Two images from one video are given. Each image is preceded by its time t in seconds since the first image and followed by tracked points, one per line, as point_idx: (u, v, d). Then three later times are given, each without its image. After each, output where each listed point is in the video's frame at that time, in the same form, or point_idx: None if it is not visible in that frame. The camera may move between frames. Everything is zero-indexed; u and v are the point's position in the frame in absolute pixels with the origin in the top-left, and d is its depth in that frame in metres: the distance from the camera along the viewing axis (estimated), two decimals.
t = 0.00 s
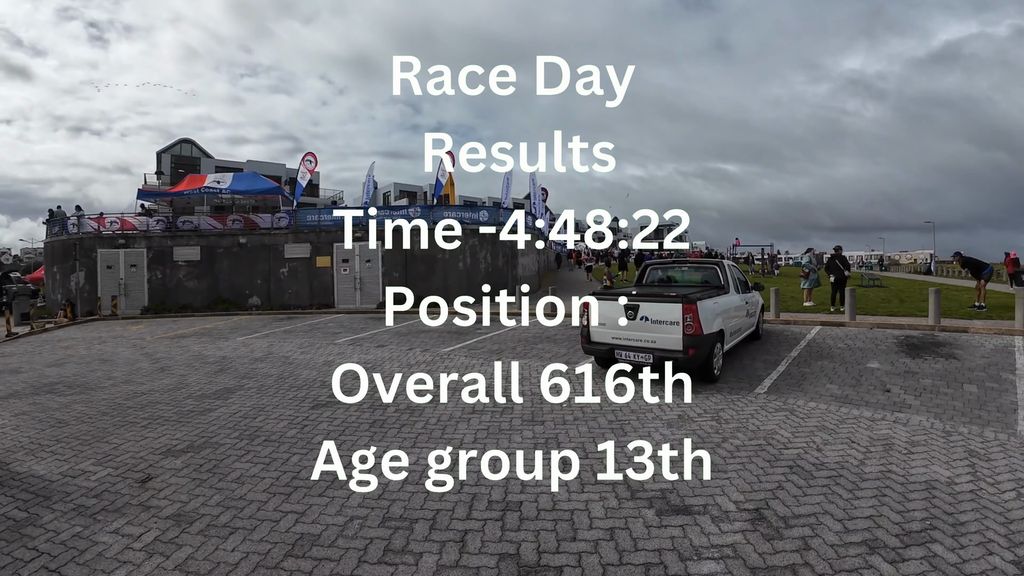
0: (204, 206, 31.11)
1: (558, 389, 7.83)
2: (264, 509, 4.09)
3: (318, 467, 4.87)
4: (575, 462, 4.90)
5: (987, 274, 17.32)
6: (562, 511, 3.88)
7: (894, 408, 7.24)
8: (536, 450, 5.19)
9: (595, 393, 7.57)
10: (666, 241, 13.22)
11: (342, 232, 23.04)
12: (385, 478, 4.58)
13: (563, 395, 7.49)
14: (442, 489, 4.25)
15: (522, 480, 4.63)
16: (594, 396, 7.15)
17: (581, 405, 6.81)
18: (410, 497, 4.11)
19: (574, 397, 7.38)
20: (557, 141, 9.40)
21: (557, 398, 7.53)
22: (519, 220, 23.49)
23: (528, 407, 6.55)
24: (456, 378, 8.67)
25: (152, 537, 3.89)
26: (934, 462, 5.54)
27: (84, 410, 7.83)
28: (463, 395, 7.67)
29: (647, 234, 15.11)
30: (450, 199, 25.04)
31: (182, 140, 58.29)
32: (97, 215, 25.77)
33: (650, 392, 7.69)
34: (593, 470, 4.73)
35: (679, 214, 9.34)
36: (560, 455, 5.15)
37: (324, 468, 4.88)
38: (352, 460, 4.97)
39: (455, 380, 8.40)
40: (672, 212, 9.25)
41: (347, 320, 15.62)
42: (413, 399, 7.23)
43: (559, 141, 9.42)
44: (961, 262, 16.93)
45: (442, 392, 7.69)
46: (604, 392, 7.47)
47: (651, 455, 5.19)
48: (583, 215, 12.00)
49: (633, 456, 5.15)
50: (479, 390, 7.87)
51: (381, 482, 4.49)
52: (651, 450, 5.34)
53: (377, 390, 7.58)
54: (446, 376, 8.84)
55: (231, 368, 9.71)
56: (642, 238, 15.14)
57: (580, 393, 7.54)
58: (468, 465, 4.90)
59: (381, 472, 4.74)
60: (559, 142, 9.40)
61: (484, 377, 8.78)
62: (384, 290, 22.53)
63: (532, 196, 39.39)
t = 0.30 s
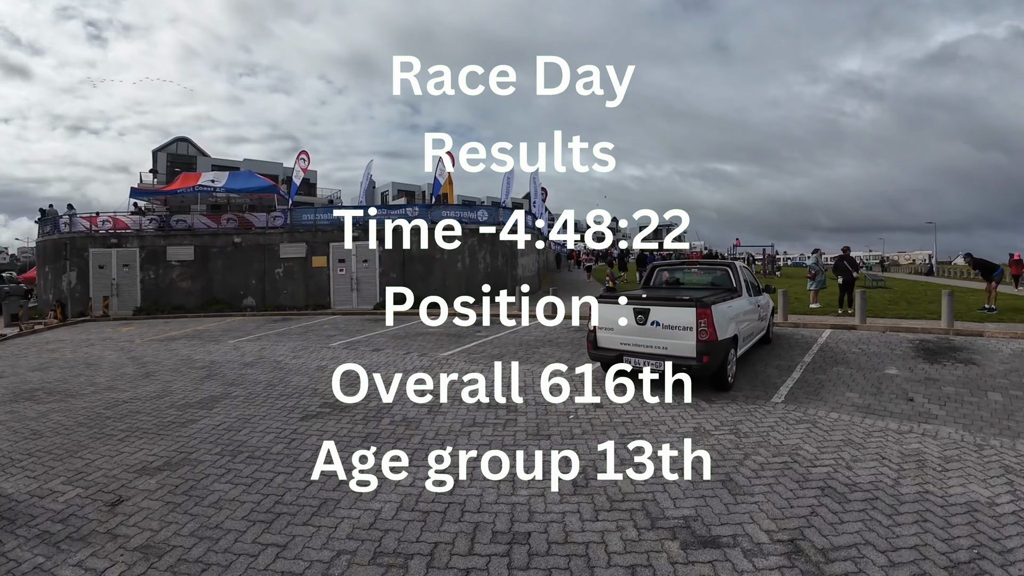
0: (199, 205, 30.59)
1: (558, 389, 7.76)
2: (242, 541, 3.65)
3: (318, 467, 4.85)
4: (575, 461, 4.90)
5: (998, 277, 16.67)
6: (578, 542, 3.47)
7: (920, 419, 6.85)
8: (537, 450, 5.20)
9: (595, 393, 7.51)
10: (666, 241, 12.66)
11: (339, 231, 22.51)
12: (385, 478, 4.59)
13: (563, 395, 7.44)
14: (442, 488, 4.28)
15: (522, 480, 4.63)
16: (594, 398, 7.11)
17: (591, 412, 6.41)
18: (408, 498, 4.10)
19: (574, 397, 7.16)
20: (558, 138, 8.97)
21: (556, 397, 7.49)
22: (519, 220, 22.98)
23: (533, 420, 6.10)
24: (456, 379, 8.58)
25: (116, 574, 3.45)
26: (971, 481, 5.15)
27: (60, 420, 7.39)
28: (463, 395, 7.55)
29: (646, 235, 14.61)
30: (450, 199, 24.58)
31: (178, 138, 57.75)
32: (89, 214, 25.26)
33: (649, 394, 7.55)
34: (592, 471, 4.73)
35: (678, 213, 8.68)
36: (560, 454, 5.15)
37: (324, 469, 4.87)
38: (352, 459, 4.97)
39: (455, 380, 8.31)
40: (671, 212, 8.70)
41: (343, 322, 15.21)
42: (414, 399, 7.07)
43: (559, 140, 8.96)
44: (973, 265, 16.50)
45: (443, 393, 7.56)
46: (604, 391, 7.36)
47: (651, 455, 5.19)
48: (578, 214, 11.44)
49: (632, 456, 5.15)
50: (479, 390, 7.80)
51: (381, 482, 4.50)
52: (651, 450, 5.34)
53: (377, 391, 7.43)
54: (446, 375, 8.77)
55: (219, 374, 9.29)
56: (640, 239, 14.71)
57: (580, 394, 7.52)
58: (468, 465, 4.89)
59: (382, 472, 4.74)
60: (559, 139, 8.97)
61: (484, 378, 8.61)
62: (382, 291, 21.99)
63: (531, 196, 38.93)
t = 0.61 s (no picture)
0: (192, 204, 30.07)
1: (558, 389, 7.65)
2: None
3: (318, 467, 4.80)
4: (574, 461, 4.86)
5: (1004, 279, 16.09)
6: None
7: (944, 429, 6.48)
8: (536, 450, 5.14)
9: (595, 393, 7.41)
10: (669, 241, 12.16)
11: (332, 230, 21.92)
12: (385, 479, 4.53)
13: (563, 395, 7.35)
14: (443, 488, 4.23)
15: (521, 481, 4.58)
16: (595, 397, 7.03)
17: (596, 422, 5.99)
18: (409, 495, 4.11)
19: (574, 397, 7.10)
20: (557, 138, 9.37)
21: (556, 397, 7.42)
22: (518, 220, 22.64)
23: (535, 432, 5.66)
24: (455, 378, 8.41)
25: None
26: (1008, 498, 4.76)
27: (32, 429, 6.96)
28: (463, 395, 7.40)
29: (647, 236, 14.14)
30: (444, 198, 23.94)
31: (172, 138, 57.04)
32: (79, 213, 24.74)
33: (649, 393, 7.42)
34: (592, 471, 4.67)
35: (679, 214, 8.70)
36: (560, 454, 5.11)
37: (324, 469, 4.81)
38: (353, 459, 4.91)
39: (455, 380, 8.21)
40: (672, 212, 8.71)
41: (337, 324, 14.81)
42: (413, 399, 6.96)
43: (559, 141, 9.36)
44: (980, 265, 16.12)
45: (443, 393, 7.39)
46: (604, 391, 7.26)
47: (651, 455, 5.14)
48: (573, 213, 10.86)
49: (632, 456, 5.09)
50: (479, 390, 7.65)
51: (382, 481, 4.46)
52: (651, 450, 5.29)
53: (377, 390, 7.35)
54: (446, 375, 8.61)
55: (203, 380, 8.85)
56: (640, 239, 14.21)
57: (580, 393, 7.46)
58: (468, 464, 4.85)
59: (381, 472, 4.69)
60: (559, 139, 9.36)
61: (484, 378, 8.46)
62: (377, 291, 21.46)
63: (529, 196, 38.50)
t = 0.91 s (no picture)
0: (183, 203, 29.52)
1: (559, 388, 7.56)
2: None
3: (318, 467, 4.76)
4: (575, 461, 4.83)
5: (1010, 279, 15.78)
6: None
7: (968, 439, 6.16)
8: (536, 450, 5.12)
9: (594, 393, 7.25)
10: (668, 240, 11.80)
11: (325, 229, 21.38)
12: (385, 479, 4.51)
13: (563, 395, 7.22)
14: (441, 490, 4.18)
15: (521, 481, 4.55)
16: (595, 397, 6.93)
17: (602, 434, 5.61)
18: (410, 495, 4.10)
19: (575, 396, 7.03)
20: (557, 140, 9.03)
21: (557, 396, 7.30)
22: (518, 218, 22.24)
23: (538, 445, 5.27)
24: (455, 378, 8.26)
25: None
26: None
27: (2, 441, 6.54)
28: (463, 395, 7.31)
29: (646, 236, 13.72)
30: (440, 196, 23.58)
31: (164, 136, 56.27)
32: (66, 212, 24.20)
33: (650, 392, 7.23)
34: (591, 471, 4.63)
35: (678, 213, 8.43)
36: (560, 454, 5.08)
37: (324, 469, 4.78)
38: (353, 460, 4.89)
39: (454, 380, 8.05)
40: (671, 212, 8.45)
41: (330, 325, 14.42)
42: (414, 399, 6.87)
43: (559, 144, 9.02)
44: (984, 264, 15.83)
45: (442, 392, 7.34)
46: (605, 391, 7.14)
47: (651, 456, 5.10)
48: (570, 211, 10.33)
49: (632, 456, 5.05)
50: (479, 391, 7.53)
51: (382, 481, 4.45)
52: (651, 450, 5.24)
53: (377, 390, 7.28)
54: (446, 376, 8.44)
55: (187, 387, 8.44)
56: (640, 239, 13.83)
57: (580, 393, 7.33)
58: (468, 464, 4.82)
59: (382, 473, 4.66)
60: (559, 142, 9.02)
61: (484, 377, 8.35)
62: (371, 291, 20.99)
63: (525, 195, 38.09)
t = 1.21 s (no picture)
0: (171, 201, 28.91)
1: (558, 389, 7.33)
2: None
3: (318, 467, 4.69)
4: (575, 462, 4.75)
5: (1013, 277, 15.52)
6: None
7: (994, 446, 5.82)
8: (536, 450, 5.03)
9: (595, 393, 7.01)
10: (669, 239, 11.43)
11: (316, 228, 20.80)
12: (385, 479, 4.45)
13: (563, 395, 7.00)
14: (442, 491, 4.12)
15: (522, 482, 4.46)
16: (596, 397, 6.73)
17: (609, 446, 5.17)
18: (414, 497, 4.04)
19: (574, 397, 6.80)
20: (557, 138, 8.89)
21: (557, 397, 7.05)
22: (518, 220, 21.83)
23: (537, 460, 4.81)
24: (455, 378, 8.00)
25: None
26: None
27: None
28: (464, 395, 7.10)
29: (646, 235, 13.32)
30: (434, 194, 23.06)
31: (152, 134, 55.46)
32: (51, 211, 23.60)
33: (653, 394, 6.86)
34: (591, 471, 4.58)
35: (678, 213, 8.14)
36: (561, 454, 4.98)
37: (325, 469, 4.70)
38: (353, 459, 4.81)
39: (454, 380, 7.75)
40: (671, 212, 8.15)
41: (321, 327, 13.98)
42: (413, 399, 6.71)
43: (559, 140, 8.88)
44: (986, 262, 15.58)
45: (442, 392, 7.15)
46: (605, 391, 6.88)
47: (651, 456, 5.01)
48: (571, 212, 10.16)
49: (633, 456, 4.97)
50: (478, 390, 7.32)
51: (382, 481, 4.41)
52: (651, 450, 5.15)
53: (378, 389, 7.13)
54: (446, 376, 8.23)
55: (168, 394, 8.02)
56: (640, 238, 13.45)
57: (581, 393, 7.12)
58: (468, 465, 4.73)
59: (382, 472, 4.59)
60: (559, 139, 8.88)
61: (484, 377, 8.07)
62: (363, 291, 20.44)
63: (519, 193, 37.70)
